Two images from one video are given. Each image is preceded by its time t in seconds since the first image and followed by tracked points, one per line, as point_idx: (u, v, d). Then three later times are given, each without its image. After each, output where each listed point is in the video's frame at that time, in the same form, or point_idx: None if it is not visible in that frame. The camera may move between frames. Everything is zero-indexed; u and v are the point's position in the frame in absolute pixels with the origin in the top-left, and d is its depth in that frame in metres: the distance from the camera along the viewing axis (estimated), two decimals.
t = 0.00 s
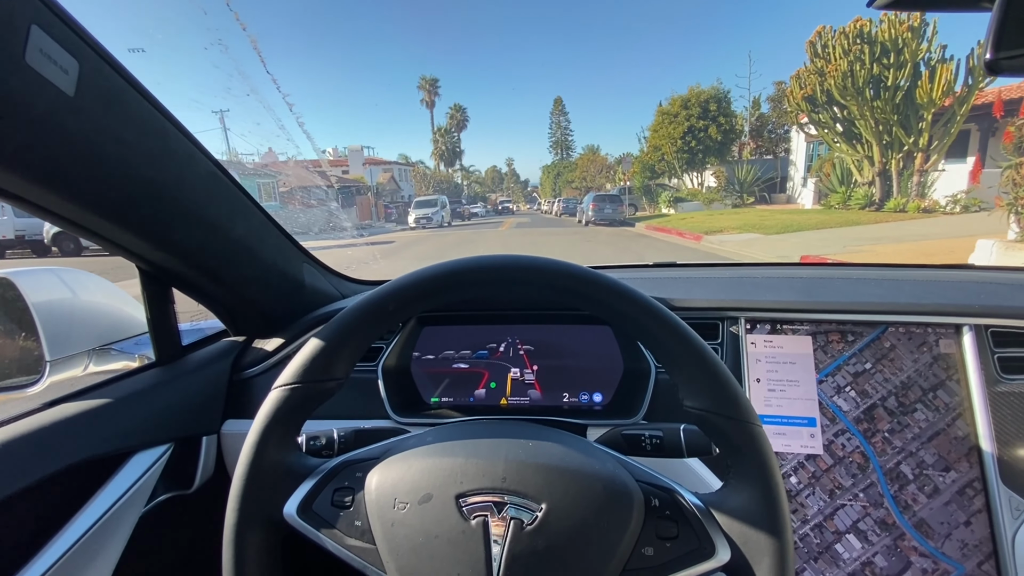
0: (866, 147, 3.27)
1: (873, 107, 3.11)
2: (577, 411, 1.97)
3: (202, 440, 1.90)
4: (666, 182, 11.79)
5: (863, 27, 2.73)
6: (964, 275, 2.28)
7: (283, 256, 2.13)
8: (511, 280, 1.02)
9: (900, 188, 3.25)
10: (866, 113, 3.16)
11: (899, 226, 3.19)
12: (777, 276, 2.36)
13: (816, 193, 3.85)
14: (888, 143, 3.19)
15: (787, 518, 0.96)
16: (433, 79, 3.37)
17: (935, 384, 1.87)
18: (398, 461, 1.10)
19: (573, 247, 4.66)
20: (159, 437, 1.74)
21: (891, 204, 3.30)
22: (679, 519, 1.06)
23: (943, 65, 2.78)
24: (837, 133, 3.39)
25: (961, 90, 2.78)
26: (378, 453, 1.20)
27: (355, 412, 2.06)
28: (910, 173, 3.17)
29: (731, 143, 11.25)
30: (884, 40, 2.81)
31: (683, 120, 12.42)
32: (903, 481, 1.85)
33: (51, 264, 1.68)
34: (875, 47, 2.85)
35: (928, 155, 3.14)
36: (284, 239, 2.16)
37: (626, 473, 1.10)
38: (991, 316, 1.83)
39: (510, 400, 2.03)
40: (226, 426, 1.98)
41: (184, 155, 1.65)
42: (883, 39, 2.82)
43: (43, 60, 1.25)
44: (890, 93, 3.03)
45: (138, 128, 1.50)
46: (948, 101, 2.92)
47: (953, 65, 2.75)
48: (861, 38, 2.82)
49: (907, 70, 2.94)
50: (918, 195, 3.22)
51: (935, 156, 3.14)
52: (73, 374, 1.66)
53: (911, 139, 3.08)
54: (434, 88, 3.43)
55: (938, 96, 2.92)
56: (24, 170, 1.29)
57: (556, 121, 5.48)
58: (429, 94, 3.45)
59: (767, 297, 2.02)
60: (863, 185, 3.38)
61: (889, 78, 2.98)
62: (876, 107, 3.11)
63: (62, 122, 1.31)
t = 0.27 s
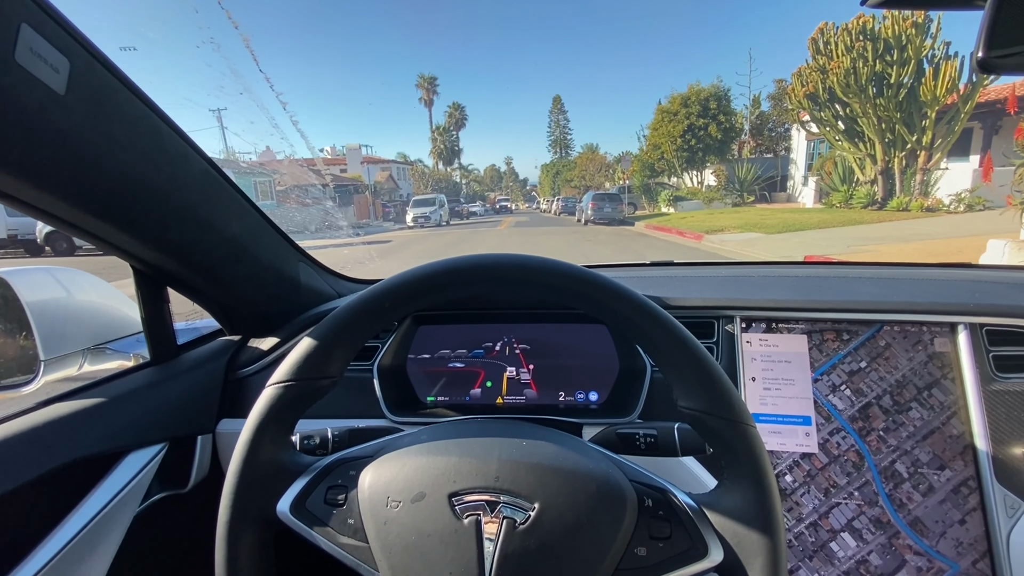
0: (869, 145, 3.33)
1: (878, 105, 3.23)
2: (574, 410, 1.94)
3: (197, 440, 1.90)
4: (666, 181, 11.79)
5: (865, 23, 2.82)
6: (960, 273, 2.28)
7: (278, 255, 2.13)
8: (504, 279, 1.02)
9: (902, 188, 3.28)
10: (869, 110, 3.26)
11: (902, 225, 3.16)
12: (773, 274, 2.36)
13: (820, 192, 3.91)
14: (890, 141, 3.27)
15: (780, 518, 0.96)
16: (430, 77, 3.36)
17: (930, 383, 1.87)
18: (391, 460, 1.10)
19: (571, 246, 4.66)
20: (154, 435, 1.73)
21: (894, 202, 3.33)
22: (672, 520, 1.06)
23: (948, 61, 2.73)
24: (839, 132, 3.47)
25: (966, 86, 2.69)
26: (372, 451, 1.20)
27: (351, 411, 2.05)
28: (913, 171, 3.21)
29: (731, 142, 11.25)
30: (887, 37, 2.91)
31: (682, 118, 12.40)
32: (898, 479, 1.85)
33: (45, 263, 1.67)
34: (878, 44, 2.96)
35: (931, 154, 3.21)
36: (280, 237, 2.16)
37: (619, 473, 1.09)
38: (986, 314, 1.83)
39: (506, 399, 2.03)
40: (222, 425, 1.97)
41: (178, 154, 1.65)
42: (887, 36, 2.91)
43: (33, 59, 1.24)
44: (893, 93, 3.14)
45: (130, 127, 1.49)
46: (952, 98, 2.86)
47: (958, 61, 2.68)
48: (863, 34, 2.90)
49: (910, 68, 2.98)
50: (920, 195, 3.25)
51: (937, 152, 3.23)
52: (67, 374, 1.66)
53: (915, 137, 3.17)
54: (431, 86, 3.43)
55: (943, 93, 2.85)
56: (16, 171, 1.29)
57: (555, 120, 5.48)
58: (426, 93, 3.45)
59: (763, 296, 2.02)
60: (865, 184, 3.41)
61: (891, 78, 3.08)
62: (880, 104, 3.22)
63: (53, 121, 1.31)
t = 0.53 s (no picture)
0: (869, 145, 3.39)
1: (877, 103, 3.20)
2: (572, 409, 1.95)
3: (195, 439, 1.89)
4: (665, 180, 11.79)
5: (868, 21, 2.85)
6: (959, 272, 2.28)
7: (276, 254, 2.12)
8: (503, 277, 1.01)
9: (902, 186, 3.25)
10: (870, 108, 3.24)
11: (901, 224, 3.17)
12: (772, 273, 2.36)
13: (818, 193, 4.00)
14: (892, 140, 3.27)
15: (781, 517, 0.96)
16: (429, 76, 3.35)
17: (930, 381, 1.87)
18: (389, 458, 1.09)
19: (569, 246, 4.65)
20: (152, 435, 1.73)
21: (895, 201, 3.30)
22: (672, 519, 1.06)
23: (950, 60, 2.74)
24: (840, 130, 3.50)
25: (968, 86, 2.71)
26: (371, 449, 1.19)
27: (349, 410, 2.05)
28: (914, 170, 3.17)
29: (730, 141, 11.26)
30: (888, 35, 2.91)
31: (681, 117, 12.39)
32: (897, 477, 1.85)
33: (42, 262, 1.66)
34: (881, 40, 2.95)
35: (932, 153, 3.08)
36: (278, 236, 2.15)
37: (619, 472, 1.09)
38: (985, 312, 1.83)
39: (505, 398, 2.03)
40: (220, 424, 1.97)
41: (174, 152, 1.65)
42: (889, 33, 2.92)
43: (27, 55, 1.23)
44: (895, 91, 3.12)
45: (126, 125, 1.49)
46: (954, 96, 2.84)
47: (960, 59, 2.70)
48: (864, 31, 2.93)
49: (911, 65, 2.99)
50: (920, 194, 3.20)
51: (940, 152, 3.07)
52: (64, 373, 1.65)
53: (915, 136, 3.13)
54: (429, 85, 3.42)
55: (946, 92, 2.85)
56: (11, 168, 1.28)
57: (553, 119, 5.47)
58: (425, 91, 3.44)
59: (762, 294, 2.01)
60: (865, 183, 3.51)
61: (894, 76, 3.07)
62: (880, 103, 3.19)
63: (47, 118, 1.30)
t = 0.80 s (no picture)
0: (869, 144, 3.44)
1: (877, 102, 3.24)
2: (572, 406, 1.97)
3: (195, 438, 1.89)
4: (663, 180, 11.79)
5: (868, 20, 2.79)
6: (959, 270, 2.28)
7: (275, 252, 2.12)
8: (503, 274, 1.01)
9: (903, 185, 3.30)
10: (869, 108, 3.28)
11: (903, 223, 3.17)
12: (772, 271, 2.36)
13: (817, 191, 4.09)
14: (891, 139, 3.31)
15: (782, 514, 0.96)
16: (428, 74, 3.35)
17: (929, 379, 1.88)
18: (391, 455, 1.09)
19: (568, 245, 4.64)
20: (151, 433, 1.73)
21: (895, 200, 3.36)
22: (673, 517, 1.06)
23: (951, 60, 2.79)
24: (840, 129, 3.54)
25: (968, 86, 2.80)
26: (372, 447, 1.19)
27: (349, 408, 2.04)
28: (914, 169, 3.22)
29: (728, 140, 11.27)
30: (888, 34, 2.85)
31: (679, 116, 12.40)
32: (896, 475, 1.86)
33: (41, 260, 1.66)
34: (879, 39, 2.90)
35: (932, 151, 3.18)
36: (277, 234, 2.15)
37: (620, 470, 1.09)
38: (984, 310, 1.83)
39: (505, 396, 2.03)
40: (219, 423, 1.96)
41: (173, 149, 1.64)
42: (889, 32, 2.84)
43: (27, 52, 1.23)
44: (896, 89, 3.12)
45: (126, 122, 1.48)
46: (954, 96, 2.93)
47: (960, 59, 2.76)
48: (864, 30, 2.87)
49: (912, 65, 3.02)
50: (921, 193, 3.27)
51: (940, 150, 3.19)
52: (63, 372, 1.64)
53: (915, 135, 3.16)
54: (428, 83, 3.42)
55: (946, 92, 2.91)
56: (12, 166, 1.27)
57: (552, 117, 5.47)
58: (423, 89, 3.43)
59: (762, 292, 2.02)
60: (865, 182, 3.55)
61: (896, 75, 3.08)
62: (880, 101, 3.23)
63: (47, 115, 1.29)
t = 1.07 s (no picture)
0: (864, 144, 3.44)
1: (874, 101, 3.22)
2: (570, 406, 1.97)
3: (191, 437, 1.88)
4: (660, 179, 11.80)
5: (864, 20, 2.86)
6: (954, 269, 2.29)
7: (272, 251, 2.11)
8: (500, 273, 1.01)
9: (899, 184, 3.27)
10: (867, 108, 3.26)
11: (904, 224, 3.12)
12: (768, 270, 2.37)
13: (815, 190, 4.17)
14: (889, 139, 3.23)
15: (778, 512, 0.96)
16: (424, 73, 3.34)
17: (924, 377, 1.89)
18: (388, 455, 1.09)
19: (565, 245, 4.63)
20: (147, 433, 1.72)
21: (891, 200, 3.35)
22: (670, 516, 1.06)
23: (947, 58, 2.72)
24: (836, 129, 3.60)
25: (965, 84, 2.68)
26: (369, 447, 1.19)
27: (346, 408, 2.04)
28: (911, 169, 3.19)
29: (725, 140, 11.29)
30: (885, 33, 2.93)
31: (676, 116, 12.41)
32: (892, 473, 1.87)
33: (36, 260, 1.65)
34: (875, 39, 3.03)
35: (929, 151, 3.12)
36: (273, 234, 2.14)
37: (617, 469, 1.09)
38: (979, 309, 1.84)
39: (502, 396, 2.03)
40: (216, 423, 1.95)
41: (169, 147, 1.64)
42: (885, 32, 2.93)
43: (21, 50, 1.22)
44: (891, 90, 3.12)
45: (122, 121, 1.48)
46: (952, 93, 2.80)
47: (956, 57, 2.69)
48: (862, 29, 2.95)
49: (909, 64, 3.00)
50: (919, 192, 3.23)
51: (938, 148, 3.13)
52: (58, 372, 1.63)
53: (912, 134, 3.08)
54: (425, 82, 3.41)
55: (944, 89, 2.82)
56: (5, 165, 1.27)
57: (549, 117, 5.47)
58: (420, 88, 3.43)
59: (758, 291, 2.02)
60: (862, 182, 3.57)
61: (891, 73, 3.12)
62: (876, 100, 3.19)
63: (41, 113, 1.29)
